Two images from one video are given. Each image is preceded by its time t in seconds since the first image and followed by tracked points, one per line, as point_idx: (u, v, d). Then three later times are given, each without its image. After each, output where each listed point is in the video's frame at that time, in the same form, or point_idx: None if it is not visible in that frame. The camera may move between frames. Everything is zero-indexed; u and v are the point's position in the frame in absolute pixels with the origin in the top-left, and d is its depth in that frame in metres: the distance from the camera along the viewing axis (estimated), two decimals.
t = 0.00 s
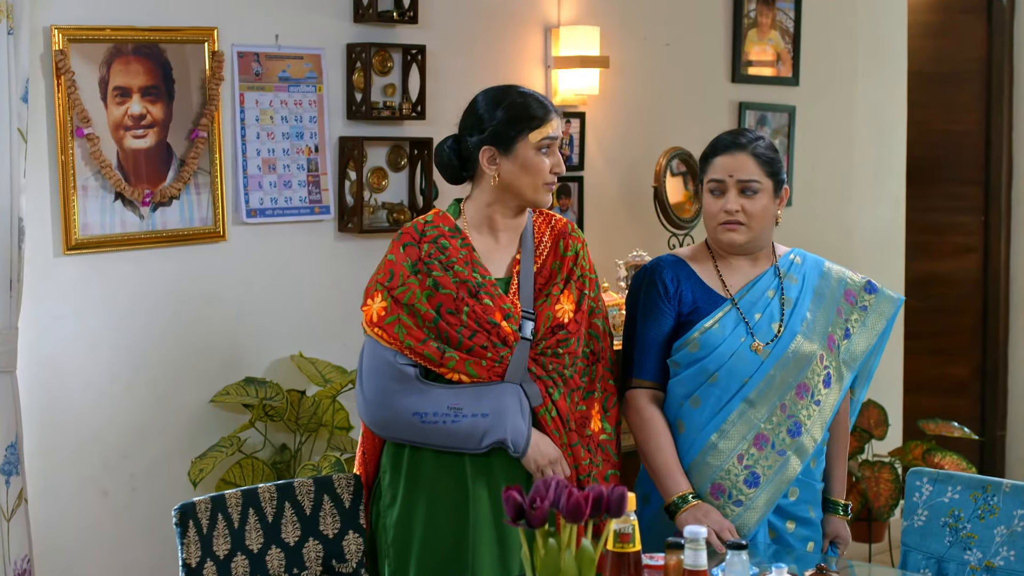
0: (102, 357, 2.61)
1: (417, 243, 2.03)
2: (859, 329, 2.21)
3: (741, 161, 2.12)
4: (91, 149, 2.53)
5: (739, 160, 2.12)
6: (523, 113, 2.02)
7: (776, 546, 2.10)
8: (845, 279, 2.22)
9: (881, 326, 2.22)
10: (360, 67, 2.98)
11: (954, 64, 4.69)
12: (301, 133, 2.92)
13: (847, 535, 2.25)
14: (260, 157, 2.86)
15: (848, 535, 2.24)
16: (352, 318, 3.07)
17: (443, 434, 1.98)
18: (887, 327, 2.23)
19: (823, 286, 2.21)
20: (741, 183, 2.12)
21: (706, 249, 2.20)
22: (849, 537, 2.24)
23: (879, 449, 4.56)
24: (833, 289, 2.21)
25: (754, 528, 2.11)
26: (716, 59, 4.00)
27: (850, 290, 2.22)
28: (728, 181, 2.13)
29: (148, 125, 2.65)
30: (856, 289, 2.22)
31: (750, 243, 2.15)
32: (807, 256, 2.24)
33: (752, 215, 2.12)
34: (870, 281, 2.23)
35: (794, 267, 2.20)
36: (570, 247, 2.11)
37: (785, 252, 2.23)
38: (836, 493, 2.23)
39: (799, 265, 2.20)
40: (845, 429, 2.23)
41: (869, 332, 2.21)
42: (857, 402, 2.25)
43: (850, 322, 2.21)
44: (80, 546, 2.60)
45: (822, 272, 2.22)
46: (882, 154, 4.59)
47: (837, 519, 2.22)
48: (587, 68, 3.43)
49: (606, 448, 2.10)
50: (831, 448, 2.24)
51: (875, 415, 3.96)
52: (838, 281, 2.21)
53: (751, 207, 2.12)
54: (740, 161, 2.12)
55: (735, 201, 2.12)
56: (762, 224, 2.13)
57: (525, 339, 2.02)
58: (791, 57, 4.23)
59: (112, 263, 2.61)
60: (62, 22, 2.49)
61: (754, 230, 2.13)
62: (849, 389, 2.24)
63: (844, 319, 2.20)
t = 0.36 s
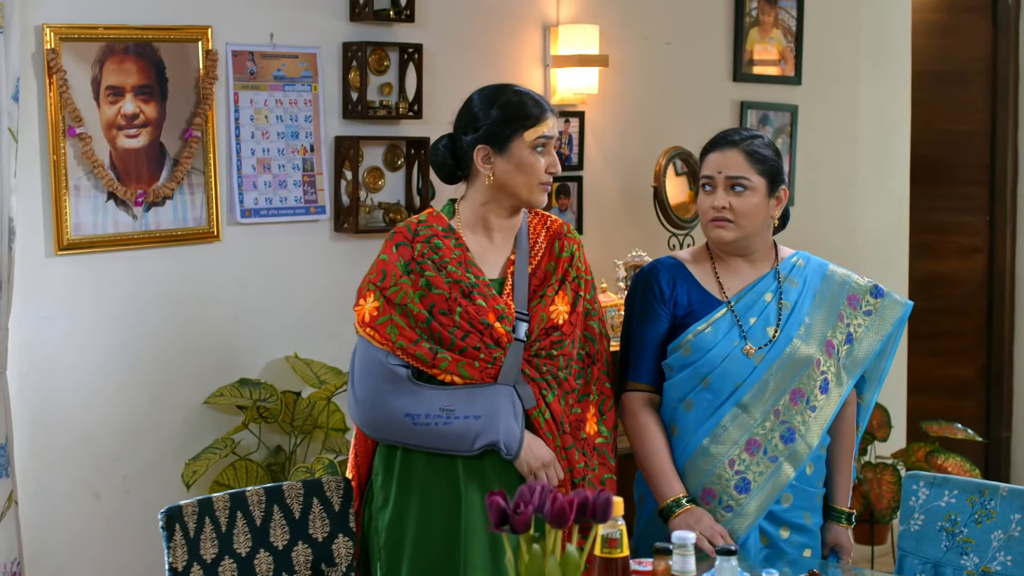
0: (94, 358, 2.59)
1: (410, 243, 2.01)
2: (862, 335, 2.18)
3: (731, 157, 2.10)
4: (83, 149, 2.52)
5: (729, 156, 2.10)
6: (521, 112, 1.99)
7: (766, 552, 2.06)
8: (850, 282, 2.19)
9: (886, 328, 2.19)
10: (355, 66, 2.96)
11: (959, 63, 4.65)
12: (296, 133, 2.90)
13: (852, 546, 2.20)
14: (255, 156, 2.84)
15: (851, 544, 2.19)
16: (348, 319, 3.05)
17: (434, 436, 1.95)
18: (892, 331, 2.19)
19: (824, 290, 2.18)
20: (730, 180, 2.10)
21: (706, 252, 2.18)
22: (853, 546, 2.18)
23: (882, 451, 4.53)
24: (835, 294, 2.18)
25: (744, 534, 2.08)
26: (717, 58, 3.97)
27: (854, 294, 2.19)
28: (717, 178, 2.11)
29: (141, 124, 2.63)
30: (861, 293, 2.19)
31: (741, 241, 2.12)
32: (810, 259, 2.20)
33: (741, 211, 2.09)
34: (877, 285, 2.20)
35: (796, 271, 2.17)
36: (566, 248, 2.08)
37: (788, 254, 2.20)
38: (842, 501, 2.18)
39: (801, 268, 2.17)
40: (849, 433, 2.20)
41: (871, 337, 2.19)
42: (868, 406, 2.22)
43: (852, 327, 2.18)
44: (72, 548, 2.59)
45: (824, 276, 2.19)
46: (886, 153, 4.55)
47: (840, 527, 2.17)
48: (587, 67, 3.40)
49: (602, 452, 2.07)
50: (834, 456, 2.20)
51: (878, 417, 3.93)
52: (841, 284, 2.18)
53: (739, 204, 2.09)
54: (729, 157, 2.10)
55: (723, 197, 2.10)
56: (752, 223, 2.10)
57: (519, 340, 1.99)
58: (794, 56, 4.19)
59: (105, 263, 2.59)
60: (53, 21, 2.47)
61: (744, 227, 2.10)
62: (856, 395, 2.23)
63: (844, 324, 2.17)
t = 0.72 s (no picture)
0: (79, 360, 2.57)
1: (393, 243, 1.99)
2: (854, 340, 2.15)
3: (716, 156, 2.09)
4: (67, 149, 2.49)
5: (714, 155, 2.09)
6: (502, 107, 1.98)
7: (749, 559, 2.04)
8: (843, 286, 2.16)
9: (879, 333, 2.16)
10: (343, 65, 2.94)
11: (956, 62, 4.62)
12: (284, 132, 2.88)
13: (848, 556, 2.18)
14: (242, 156, 2.81)
15: (846, 553, 2.16)
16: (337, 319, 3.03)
17: (417, 438, 1.93)
18: (886, 336, 2.16)
19: (814, 294, 2.15)
20: (715, 179, 2.09)
21: (696, 256, 2.17)
22: (847, 556, 2.16)
23: (877, 452, 4.51)
24: (825, 298, 2.15)
25: (728, 539, 2.06)
26: (711, 57, 3.94)
27: (846, 299, 2.16)
28: (703, 177, 2.10)
29: (126, 124, 2.60)
30: (854, 298, 2.16)
31: (727, 240, 2.09)
32: (802, 263, 2.18)
33: (727, 209, 2.08)
34: (872, 289, 2.18)
35: (786, 275, 2.15)
36: (551, 249, 2.06)
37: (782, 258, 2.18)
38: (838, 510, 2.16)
39: (792, 272, 2.15)
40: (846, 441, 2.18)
41: (864, 342, 2.16)
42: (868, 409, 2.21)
43: (843, 332, 2.15)
44: (56, 551, 2.57)
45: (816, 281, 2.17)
46: (881, 153, 4.53)
47: (835, 536, 2.15)
48: (578, 66, 3.38)
49: (589, 455, 2.04)
50: (829, 461, 2.18)
51: (874, 418, 3.90)
52: (832, 289, 2.16)
53: (724, 203, 2.07)
54: (715, 157, 2.09)
55: (708, 196, 2.09)
56: (738, 221, 2.08)
57: (502, 341, 1.97)
58: (788, 55, 4.17)
59: (89, 264, 2.57)
60: (36, 20, 2.45)
61: (730, 226, 2.08)
62: (855, 401, 2.21)
63: (835, 329, 2.14)
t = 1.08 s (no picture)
0: (73, 359, 2.55)
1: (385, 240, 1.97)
2: (854, 342, 2.11)
3: (714, 153, 2.06)
4: (61, 146, 2.48)
5: (713, 153, 2.06)
6: (496, 105, 1.94)
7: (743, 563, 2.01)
8: (843, 288, 2.13)
9: (880, 335, 2.11)
10: (341, 62, 2.92)
11: (962, 59, 4.58)
12: (280, 130, 2.86)
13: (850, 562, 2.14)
14: (238, 154, 2.80)
15: (848, 559, 2.13)
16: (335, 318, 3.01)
17: (406, 437, 1.91)
18: (888, 338, 2.12)
19: (814, 296, 2.12)
20: (713, 176, 2.06)
21: (695, 256, 2.14)
22: (848, 563, 2.12)
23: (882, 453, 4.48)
24: (825, 300, 2.12)
25: (722, 542, 2.03)
26: (714, 54, 3.91)
27: (847, 301, 2.13)
28: (702, 175, 2.07)
29: (120, 121, 2.59)
30: (855, 300, 2.13)
31: (726, 239, 2.06)
32: (803, 264, 2.15)
33: (725, 208, 2.05)
34: (874, 291, 2.14)
35: (786, 276, 2.12)
36: (547, 249, 2.02)
37: (782, 259, 2.15)
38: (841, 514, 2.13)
39: (791, 274, 2.12)
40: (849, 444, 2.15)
41: (865, 345, 2.11)
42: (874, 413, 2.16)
43: (843, 334, 2.11)
44: (51, 551, 2.55)
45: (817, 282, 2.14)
46: (887, 150, 4.49)
47: (837, 542, 2.12)
48: (579, 63, 3.36)
49: (583, 457, 2.02)
50: (832, 465, 2.15)
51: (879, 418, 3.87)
52: (833, 290, 2.12)
53: (722, 201, 2.05)
54: (714, 154, 2.06)
55: (705, 194, 2.06)
56: (736, 220, 2.05)
57: (494, 341, 1.94)
58: (793, 51, 4.13)
59: (84, 263, 2.56)
60: (30, 17, 2.43)
61: (728, 225, 2.05)
62: (859, 405, 2.16)
63: (834, 331, 2.11)
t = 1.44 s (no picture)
0: (69, 358, 2.53)
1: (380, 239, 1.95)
2: (856, 340, 2.09)
3: (714, 153, 2.03)
4: (57, 144, 2.46)
5: (712, 153, 2.03)
6: (477, 104, 1.89)
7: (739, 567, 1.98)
8: (845, 286, 2.11)
9: (882, 334, 2.09)
10: (341, 60, 2.90)
11: (973, 57, 4.51)
12: (279, 128, 2.84)
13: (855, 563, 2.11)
14: (236, 153, 2.77)
15: (853, 560, 2.10)
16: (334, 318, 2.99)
17: (396, 438, 1.88)
18: (891, 336, 2.09)
19: (815, 294, 2.09)
20: (713, 177, 2.03)
21: (695, 253, 2.11)
22: (853, 563, 2.10)
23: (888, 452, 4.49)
24: (827, 298, 2.09)
25: (722, 543, 2.00)
26: (719, 52, 3.88)
27: (848, 299, 2.10)
28: (702, 176, 2.04)
29: (117, 120, 2.57)
30: (857, 298, 2.10)
31: (726, 240, 2.03)
32: (804, 262, 2.12)
33: (726, 210, 2.02)
34: (876, 289, 2.11)
35: (787, 274, 2.09)
36: (546, 250, 1.98)
37: (783, 256, 2.13)
38: (844, 514, 2.10)
39: (793, 272, 2.10)
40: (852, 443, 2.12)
41: (867, 343, 2.08)
42: (879, 413, 2.13)
43: (844, 332, 2.09)
44: (48, 551, 2.54)
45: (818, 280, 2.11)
46: (894, 149, 4.46)
47: (841, 543, 2.09)
48: (582, 61, 3.33)
49: (580, 461, 1.98)
50: (836, 465, 2.11)
51: (885, 418, 3.83)
52: (834, 288, 2.10)
53: (723, 202, 2.02)
54: (713, 154, 2.03)
55: (705, 195, 2.03)
56: (737, 221, 2.02)
57: (487, 342, 1.91)
58: (799, 48, 4.09)
59: (80, 262, 2.54)
60: (26, 14, 2.41)
61: (729, 226, 2.02)
62: (863, 404, 2.14)
63: (835, 329, 2.08)
